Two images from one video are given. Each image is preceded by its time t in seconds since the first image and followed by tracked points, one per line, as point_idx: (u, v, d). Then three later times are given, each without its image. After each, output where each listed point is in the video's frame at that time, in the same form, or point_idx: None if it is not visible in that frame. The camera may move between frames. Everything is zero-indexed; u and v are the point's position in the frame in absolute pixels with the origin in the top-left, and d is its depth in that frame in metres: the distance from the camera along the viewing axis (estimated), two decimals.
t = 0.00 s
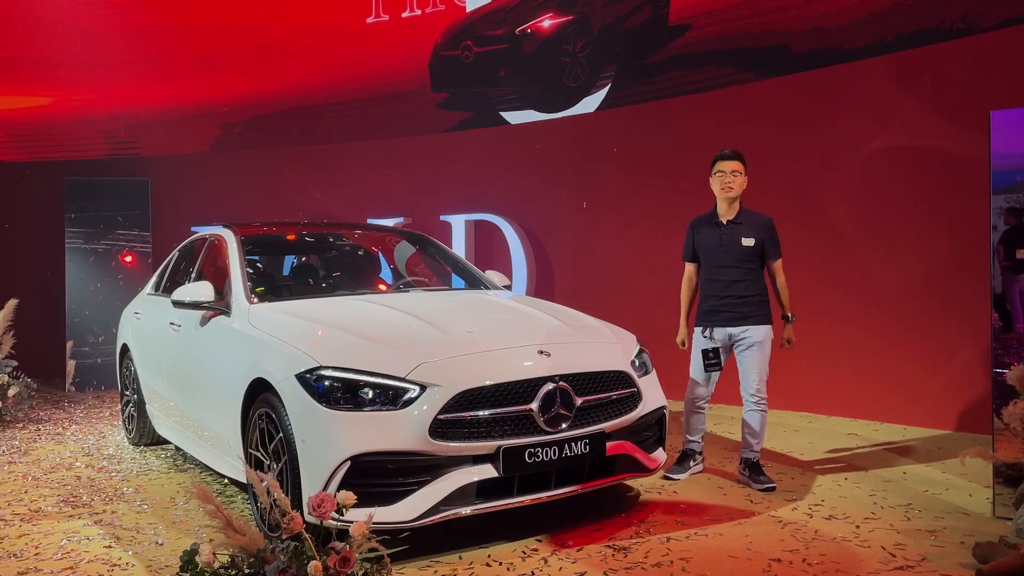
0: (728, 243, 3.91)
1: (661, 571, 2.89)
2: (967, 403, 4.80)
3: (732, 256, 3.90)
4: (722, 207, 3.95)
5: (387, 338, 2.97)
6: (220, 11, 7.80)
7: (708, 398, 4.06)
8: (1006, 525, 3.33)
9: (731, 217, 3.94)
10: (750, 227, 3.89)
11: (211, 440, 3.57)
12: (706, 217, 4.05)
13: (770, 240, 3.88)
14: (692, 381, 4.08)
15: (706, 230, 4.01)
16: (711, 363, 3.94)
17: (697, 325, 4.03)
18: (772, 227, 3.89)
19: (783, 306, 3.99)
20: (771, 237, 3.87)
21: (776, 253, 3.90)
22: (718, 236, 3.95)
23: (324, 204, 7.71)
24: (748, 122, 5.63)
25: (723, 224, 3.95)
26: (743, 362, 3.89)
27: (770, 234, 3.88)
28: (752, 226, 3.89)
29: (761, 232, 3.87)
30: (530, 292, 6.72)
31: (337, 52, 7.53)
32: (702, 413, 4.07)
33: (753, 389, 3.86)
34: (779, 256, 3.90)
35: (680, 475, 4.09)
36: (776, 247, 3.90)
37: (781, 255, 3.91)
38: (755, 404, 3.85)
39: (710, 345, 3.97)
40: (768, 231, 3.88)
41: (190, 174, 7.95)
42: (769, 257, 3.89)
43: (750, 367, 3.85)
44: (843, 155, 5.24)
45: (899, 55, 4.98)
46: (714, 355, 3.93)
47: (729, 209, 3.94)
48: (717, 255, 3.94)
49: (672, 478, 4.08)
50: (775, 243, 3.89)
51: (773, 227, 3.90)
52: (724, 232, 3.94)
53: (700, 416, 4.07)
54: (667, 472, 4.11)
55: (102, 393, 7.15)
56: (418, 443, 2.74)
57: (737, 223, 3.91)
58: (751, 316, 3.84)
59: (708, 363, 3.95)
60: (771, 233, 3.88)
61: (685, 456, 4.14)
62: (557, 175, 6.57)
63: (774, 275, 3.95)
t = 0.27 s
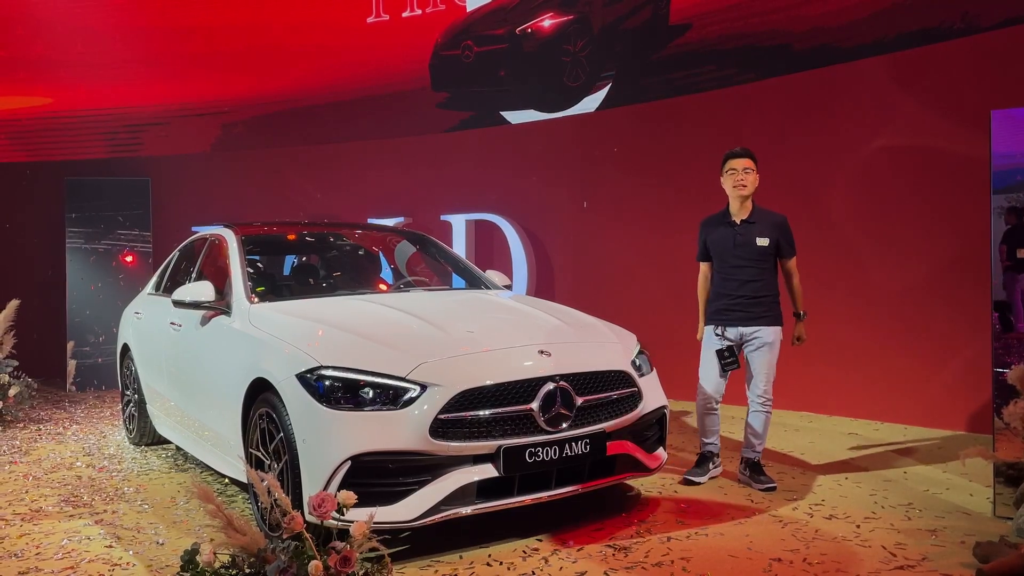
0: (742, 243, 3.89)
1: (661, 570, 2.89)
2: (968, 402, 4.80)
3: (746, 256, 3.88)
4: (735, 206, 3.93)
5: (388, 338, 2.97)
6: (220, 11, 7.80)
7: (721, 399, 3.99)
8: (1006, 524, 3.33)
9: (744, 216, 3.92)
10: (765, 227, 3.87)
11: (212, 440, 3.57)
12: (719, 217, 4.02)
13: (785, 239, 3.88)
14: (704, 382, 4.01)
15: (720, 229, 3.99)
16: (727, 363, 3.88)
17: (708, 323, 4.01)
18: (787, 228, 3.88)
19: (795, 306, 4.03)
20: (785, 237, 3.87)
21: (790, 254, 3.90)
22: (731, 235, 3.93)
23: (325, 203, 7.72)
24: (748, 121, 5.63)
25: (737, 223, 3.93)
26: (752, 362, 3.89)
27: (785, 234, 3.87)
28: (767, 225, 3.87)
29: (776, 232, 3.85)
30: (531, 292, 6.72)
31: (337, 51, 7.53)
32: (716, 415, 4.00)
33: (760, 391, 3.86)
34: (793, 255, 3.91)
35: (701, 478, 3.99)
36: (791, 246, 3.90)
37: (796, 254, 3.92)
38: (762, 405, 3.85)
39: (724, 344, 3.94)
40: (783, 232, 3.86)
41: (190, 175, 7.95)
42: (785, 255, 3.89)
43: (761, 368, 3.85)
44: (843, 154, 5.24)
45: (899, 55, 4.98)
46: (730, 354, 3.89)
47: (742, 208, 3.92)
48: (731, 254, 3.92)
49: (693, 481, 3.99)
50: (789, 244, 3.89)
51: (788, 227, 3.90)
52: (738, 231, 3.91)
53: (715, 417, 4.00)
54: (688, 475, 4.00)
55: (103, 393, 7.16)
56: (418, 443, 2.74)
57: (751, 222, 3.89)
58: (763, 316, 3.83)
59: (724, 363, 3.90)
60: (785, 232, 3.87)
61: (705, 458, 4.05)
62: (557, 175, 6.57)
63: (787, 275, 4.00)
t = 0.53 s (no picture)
0: (745, 241, 3.89)
1: (661, 570, 2.89)
2: (968, 401, 4.80)
3: (748, 255, 3.88)
4: (739, 204, 3.93)
5: (389, 338, 2.97)
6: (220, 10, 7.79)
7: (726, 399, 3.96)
8: (1006, 524, 3.33)
9: (749, 214, 3.91)
10: (769, 226, 3.87)
11: (212, 439, 3.58)
12: (724, 214, 4.02)
13: (787, 237, 3.85)
14: (707, 383, 4.00)
15: (723, 226, 3.98)
16: (724, 362, 3.91)
17: (708, 322, 4.00)
18: (791, 228, 3.87)
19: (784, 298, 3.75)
20: (788, 235, 3.86)
21: (792, 250, 3.84)
22: (735, 233, 3.92)
23: (325, 203, 7.72)
24: (748, 121, 5.62)
25: (741, 221, 3.92)
26: (751, 362, 3.89)
27: (788, 233, 3.86)
28: (771, 224, 3.87)
29: (780, 230, 3.85)
30: (531, 292, 6.72)
31: (337, 50, 7.53)
32: (721, 415, 3.97)
33: (760, 390, 3.86)
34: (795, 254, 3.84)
35: (709, 482, 3.94)
36: (793, 245, 3.85)
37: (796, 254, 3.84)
38: (762, 405, 3.85)
39: (723, 343, 3.95)
40: (787, 231, 3.86)
41: (190, 174, 7.95)
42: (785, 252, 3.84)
43: (761, 368, 3.85)
44: (843, 154, 5.24)
45: (899, 54, 4.98)
46: (729, 354, 3.91)
47: (747, 206, 3.91)
48: (735, 252, 3.91)
49: (701, 485, 3.93)
50: (792, 242, 3.85)
51: (792, 227, 3.89)
52: (742, 229, 3.91)
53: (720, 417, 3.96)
54: (695, 479, 3.95)
55: (103, 392, 7.16)
56: (418, 442, 2.74)
57: (755, 220, 3.89)
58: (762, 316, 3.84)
59: (723, 362, 3.93)
60: (788, 231, 3.86)
61: (712, 463, 3.99)
62: (558, 174, 6.57)
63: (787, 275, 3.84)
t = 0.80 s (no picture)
0: (742, 239, 3.89)
1: (661, 570, 2.89)
2: (968, 401, 4.81)
3: (745, 252, 3.88)
4: (739, 203, 3.94)
5: (389, 337, 2.97)
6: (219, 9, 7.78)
7: (725, 397, 3.96)
8: (1006, 523, 3.34)
9: (748, 212, 3.91)
10: (766, 223, 3.85)
11: (212, 439, 3.57)
12: (724, 212, 4.03)
13: (784, 234, 3.82)
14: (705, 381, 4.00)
15: (722, 224, 4.00)
16: (718, 361, 3.92)
17: (704, 320, 4.01)
18: (789, 225, 3.83)
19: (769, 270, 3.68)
20: (786, 232, 3.82)
21: (790, 245, 3.79)
22: (733, 230, 3.94)
23: (325, 202, 7.72)
24: (748, 120, 5.62)
25: (739, 218, 3.93)
26: (745, 362, 3.89)
27: (786, 230, 3.83)
28: (769, 222, 3.85)
29: (777, 228, 3.83)
30: (531, 291, 6.72)
31: (337, 50, 7.52)
32: (720, 412, 3.97)
33: (756, 389, 3.85)
34: (791, 248, 3.79)
35: (709, 482, 3.94)
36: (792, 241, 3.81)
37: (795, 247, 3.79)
38: (760, 404, 3.85)
39: (717, 342, 3.96)
40: (784, 228, 3.83)
41: (190, 173, 7.95)
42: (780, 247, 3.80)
43: (755, 368, 3.84)
44: (843, 153, 5.24)
45: (899, 53, 4.98)
46: (723, 351, 3.92)
47: (746, 206, 3.92)
48: (731, 250, 3.93)
49: (701, 484, 3.93)
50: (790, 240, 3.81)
51: (791, 224, 3.85)
52: (740, 226, 3.92)
53: (719, 415, 3.96)
54: (695, 479, 3.95)
55: (103, 392, 7.17)
56: (419, 442, 2.74)
57: (753, 218, 3.88)
58: (756, 317, 3.82)
59: (716, 360, 3.94)
60: (786, 228, 3.83)
61: (712, 462, 3.99)
62: (557, 173, 6.57)
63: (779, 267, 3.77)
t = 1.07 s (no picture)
0: (737, 238, 3.90)
1: (661, 569, 2.89)
2: (967, 400, 4.81)
3: (739, 252, 3.88)
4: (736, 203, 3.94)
5: (388, 336, 2.97)
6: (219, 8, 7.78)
7: (723, 394, 3.96)
8: (1006, 522, 3.34)
9: (745, 212, 3.92)
10: (761, 223, 3.84)
11: (212, 438, 3.57)
12: (723, 212, 4.04)
13: (779, 234, 3.78)
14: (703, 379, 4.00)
15: (720, 224, 4.00)
16: (710, 358, 3.93)
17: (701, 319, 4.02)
18: (784, 224, 3.80)
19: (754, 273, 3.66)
20: (780, 231, 3.78)
21: (782, 245, 3.75)
22: (728, 230, 3.94)
23: (324, 201, 7.72)
24: (748, 119, 5.62)
25: (736, 219, 3.94)
26: (741, 361, 3.88)
27: (781, 229, 3.79)
28: (764, 221, 3.83)
29: (771, 227, 3.80)
30: (530, 290, 6.72)
31: (336, 49, 7.53)
32: (719, 410, 3.96)
33: (752, 388, 3.86)
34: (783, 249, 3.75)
35: (708, 481, 3.94)
36: (785, 241, 3.77)
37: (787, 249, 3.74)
38: (758, 402, 3.85)
39: (712, 340, 3.96)
40: (779, 227, 3.79)
41: (189, 173, 7.95)
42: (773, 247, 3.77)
43: (750, 367, 3.84)
44: (842, 152, 5.24)
45: (899, 52, 4.98)
46: (715, 350, 3.92)
47: (744, 205, 3.92)
48: (727, 249, 3.93)
49: (700, 484, 3.93)
50: (783, 238, 3.77)
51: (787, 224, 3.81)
52: (736, 226, 3.92)
53: (717, 413, 3.96)
54: (694, 478, 3.95)
55: (102, 391, 7.17)
56: (418, 440, 2.74)
57: (750, 218, 3.88)
58: (750, 316, 3.81)
59: (708, 357, 3.95)
60: (781, 228, 3.79)
61: (712, 461, 3.99)
62: (557, 173, 6.57)
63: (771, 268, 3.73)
